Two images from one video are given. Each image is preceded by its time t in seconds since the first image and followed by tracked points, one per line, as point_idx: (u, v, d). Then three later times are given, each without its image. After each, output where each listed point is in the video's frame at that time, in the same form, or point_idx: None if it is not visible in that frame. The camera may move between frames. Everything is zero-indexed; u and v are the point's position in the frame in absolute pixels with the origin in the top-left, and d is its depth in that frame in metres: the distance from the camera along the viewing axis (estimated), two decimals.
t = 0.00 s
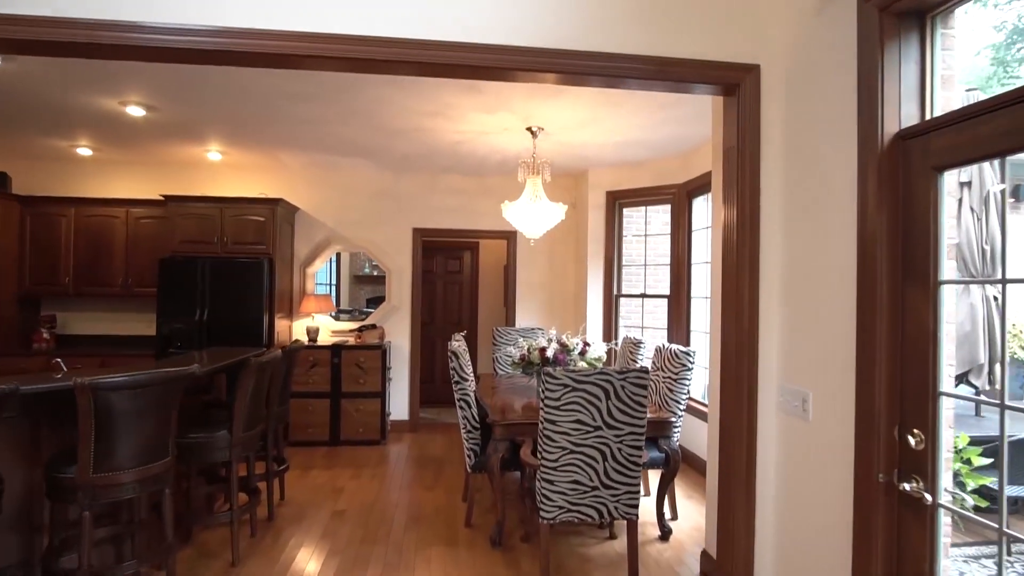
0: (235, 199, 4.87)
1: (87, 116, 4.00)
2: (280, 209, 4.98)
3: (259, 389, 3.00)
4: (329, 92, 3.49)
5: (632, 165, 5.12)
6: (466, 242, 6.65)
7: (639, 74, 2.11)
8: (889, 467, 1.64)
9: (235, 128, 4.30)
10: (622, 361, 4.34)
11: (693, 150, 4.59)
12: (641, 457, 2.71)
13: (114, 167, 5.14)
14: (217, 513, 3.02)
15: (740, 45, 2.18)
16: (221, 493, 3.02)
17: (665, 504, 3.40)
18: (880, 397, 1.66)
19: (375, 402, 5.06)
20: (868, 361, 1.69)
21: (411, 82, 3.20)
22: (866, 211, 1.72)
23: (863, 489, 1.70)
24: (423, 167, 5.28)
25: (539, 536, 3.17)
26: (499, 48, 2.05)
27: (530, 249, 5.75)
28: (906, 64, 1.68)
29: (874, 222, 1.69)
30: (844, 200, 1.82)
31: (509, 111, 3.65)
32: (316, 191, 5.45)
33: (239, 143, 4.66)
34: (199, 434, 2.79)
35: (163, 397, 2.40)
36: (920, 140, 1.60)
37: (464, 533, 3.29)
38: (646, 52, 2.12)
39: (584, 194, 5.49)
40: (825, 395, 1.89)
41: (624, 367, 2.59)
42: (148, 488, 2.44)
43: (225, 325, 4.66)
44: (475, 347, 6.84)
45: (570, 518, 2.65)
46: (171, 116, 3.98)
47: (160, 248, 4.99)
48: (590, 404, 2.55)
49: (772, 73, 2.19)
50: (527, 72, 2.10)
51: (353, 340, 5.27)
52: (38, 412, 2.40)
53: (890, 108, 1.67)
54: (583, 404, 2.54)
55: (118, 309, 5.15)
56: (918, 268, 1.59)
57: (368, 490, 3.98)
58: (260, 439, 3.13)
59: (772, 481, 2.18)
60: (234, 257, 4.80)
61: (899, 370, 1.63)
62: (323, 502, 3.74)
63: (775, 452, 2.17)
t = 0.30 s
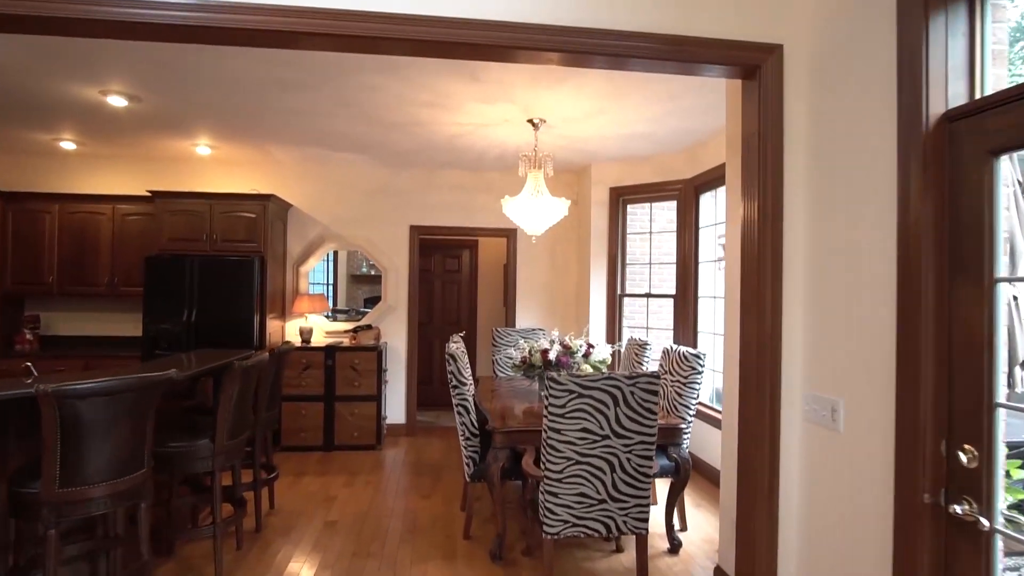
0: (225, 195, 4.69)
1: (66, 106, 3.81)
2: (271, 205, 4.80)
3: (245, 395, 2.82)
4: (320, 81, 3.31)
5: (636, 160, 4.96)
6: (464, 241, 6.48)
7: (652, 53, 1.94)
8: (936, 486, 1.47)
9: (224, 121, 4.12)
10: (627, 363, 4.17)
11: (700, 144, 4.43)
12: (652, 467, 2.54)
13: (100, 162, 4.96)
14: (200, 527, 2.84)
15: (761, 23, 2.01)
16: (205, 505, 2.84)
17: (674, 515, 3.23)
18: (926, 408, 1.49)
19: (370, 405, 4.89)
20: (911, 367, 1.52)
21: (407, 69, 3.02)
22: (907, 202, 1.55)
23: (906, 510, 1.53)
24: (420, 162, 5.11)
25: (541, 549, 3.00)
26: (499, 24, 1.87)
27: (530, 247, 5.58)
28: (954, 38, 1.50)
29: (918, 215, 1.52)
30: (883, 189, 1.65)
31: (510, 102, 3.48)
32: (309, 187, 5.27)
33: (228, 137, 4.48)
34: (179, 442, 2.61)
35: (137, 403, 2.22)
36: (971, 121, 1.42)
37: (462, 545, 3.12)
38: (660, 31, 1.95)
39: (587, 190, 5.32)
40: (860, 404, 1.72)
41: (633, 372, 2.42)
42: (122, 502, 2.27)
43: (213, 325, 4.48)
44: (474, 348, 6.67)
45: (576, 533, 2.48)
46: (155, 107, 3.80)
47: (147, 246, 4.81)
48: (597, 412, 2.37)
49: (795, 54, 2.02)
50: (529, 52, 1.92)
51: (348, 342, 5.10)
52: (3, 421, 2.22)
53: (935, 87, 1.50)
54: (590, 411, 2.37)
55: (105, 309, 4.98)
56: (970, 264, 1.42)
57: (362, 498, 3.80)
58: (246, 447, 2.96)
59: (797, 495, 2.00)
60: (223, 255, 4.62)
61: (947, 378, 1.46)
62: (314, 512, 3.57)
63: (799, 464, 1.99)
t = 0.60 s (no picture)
0: (217, 194, 4.52)
1: (49, 99, 3.65)
2: (265, 204, 4.64)
3: (232, 403, 2.66)
4: (313, 71, 3.14)
5: (642, 157, 4.80)
6: (464, 241, 6.32)
7: (670, 35, 1.77)
8: (995, 513, 1.31)
9: (214, 115, 3.96)
10: (634, 368, 4.01)
11: (709, 140, 4.27)
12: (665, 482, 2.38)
13: (88, 159, 4.80)
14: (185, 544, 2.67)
15: (788, 3, 1.84)
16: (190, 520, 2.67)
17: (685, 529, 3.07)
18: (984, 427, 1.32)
19: (367, 411, 4.72)
20: (966, 379, 1.36)
21: (404, 57, 2.86)
22: (960, 194, 1.39)
23: (961, 539, 1.36)
24: (419, 160, 4.95)
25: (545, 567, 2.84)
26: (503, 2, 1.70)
27: (532, 248, 5.42)
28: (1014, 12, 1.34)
29: (973, 209, 1.35)
30: (930, 181, 1.48)
31: (513, 95, 3.32)
32: (305, 185, 5.11)
33: (220, 133, 4.32)
34: (161, 454, 2.45)
35: (112, 414, 2.05)
36: None
37: (462, 562, 2.95)
38: (678, 10, 1.78)
39: (591, 189, 5.16)
40: (902, 418, 1.56)
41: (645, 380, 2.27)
42: (96, 521, 2.11)
43: (205, 328, 4.32)
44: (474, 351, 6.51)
45: (584, 552, 2.32)
46: (142, 101, 3.64)
47: (136, 245, 4.65)
48: (607, 423, 2.21)
49: (825, 36, 1.85)
50: (536, 33, 1.75)
51: (344, 345, 4.93)
52: None
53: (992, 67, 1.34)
54: (600, 423, 2.20)
55: (93, 311, 4.81)
56: None
57: (358, 509, 3.64)
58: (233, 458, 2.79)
59: (828, 517, 1.84)
60: (215, 255, 4.46)
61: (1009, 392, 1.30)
62: (307, 524, 3.41)
63: (830, 482, 1.83)
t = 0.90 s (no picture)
0: (208, 192, 4.39)
1: (32, 93, 3.52)
2: (258, 203, 4.51)
3: (218, 410, 2.53)
4: (305, 63, 3.01)
5: (646, 155, 4.67)
6: (463, 241, 6.18)
7: (684, 16, 1.64)
8: None
9: (205, 111, 3.83)
10: (639, 372, 3.88)
11: (716, 137, 4.15)
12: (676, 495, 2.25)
13: (76, 157, 4.66)
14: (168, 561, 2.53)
15: None
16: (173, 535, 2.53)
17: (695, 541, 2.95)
18: None
19: (364, 416, 4.59)
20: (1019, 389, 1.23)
21: (400, 47, 2.73)
22: (1011, 185, 1.26)
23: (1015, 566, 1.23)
24: (417, 158, 4.82)
25: None
26: None
27: (533, 248, 5.29)
28: None
29: None
30: (973, 172, 1.36)
31: (514, 89, 3.19)
32: (300, 184, 4.98)
33: (211, 130, 4.19)
34: (143, 466, 2.31)
35: (84, 424, 1.93)
36: None
37: None
38: None
39: (593, 188, 5.03)
40: (941, 431, 1.43)
41: (655, 388, 2.14)
42: (68, 540, 1.98)
43: (195, 331, 4.19)
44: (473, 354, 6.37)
45: (590, 570, 2.17)
46: (128, 94, 3.51)
47: (125, 246, 4.51)
48: (615, 433, 2.08)
49: (851, 17, 1.72)
50: (540, 14, 1.62)
51: (340, 348, 4.80)
52: None
53: None
54: (607, 433, 2.07)
55: (81, 314, 4.67)
56: None
57: (353, 520, 3.50)
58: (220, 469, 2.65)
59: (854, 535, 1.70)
60: (207, 256, 4.32)
61: None
62: (300, 536, 3.27)
63: (857, 498, 1.69)
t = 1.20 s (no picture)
0: (198, 189, 4.26)
1: (12, 86, 3.38)
2: (250, 200, 4.38)
3: (200, 416, 2.39)
4: (294, 53, 2.87)
5: (650, 150, 4.54)
6: (462, 240, 6.05)
7: None
8: None
9: (193, 105, 3.70)
10: (644, 375, 3.74)
11: (723, 131, 4.02)
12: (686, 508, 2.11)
13: (64, 153, 4.54)
14: None
15: None
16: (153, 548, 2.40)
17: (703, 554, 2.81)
18: None
19: (359, 420, 4.46)
20: None
21: (394, 33, 2.59)
22: None
23: None
24: (414, 154, 4.69)
25: None
26: None
27: (533, 247, 5.15)
28: None
29: None
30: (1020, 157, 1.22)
31: (514, 79, 3.06)
32: (294, 181, 4.85)
33: (201, 125, 4.06)
34: (121, 477, 2.17)
35: (51, 434, 1.80)
36: None
37: None
38: None
39: (595, 184, 4.89)
40: (983, 445, 1.29)
41: (663, 395, 2.02)
42: (37, 557, 1.85)
43: (185, 333, 4.05)
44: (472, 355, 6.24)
45: None
46: (112, 86, 3.37)
47: (114, 245, 4.38)
48: (621, 443, 1.95)
49: None
50: None
51: (335, 350, 4.66)
52: None
53: None
54: (613, 443, 1.94)
55: (69, 315, 4.54)
56: None
57: (346, 529, 3.36)
58: (202, 478, 2.51)
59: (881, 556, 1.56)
60: (197, 255, 4.19)
61: None
62: (291, 545, 3.14)
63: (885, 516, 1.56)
